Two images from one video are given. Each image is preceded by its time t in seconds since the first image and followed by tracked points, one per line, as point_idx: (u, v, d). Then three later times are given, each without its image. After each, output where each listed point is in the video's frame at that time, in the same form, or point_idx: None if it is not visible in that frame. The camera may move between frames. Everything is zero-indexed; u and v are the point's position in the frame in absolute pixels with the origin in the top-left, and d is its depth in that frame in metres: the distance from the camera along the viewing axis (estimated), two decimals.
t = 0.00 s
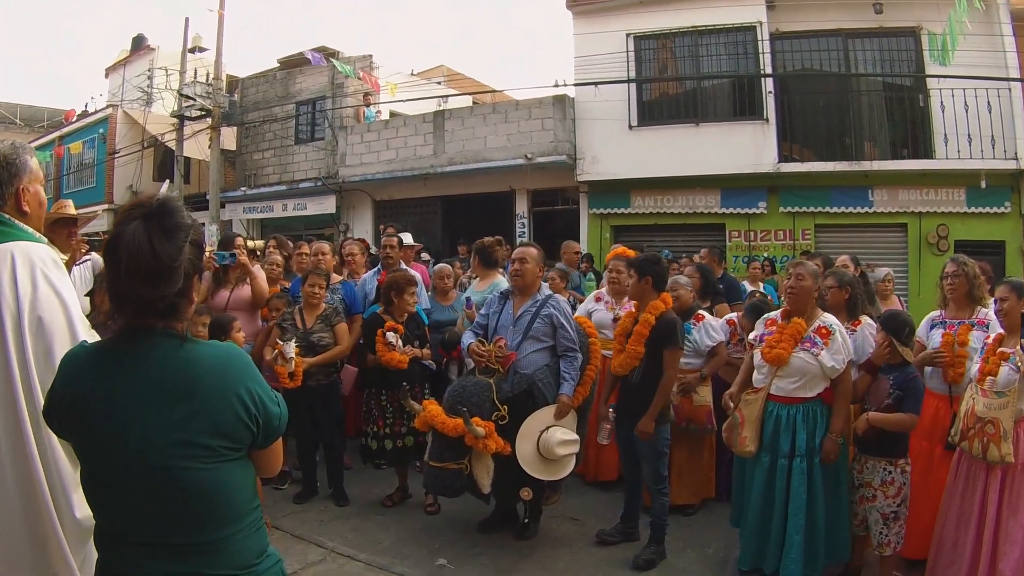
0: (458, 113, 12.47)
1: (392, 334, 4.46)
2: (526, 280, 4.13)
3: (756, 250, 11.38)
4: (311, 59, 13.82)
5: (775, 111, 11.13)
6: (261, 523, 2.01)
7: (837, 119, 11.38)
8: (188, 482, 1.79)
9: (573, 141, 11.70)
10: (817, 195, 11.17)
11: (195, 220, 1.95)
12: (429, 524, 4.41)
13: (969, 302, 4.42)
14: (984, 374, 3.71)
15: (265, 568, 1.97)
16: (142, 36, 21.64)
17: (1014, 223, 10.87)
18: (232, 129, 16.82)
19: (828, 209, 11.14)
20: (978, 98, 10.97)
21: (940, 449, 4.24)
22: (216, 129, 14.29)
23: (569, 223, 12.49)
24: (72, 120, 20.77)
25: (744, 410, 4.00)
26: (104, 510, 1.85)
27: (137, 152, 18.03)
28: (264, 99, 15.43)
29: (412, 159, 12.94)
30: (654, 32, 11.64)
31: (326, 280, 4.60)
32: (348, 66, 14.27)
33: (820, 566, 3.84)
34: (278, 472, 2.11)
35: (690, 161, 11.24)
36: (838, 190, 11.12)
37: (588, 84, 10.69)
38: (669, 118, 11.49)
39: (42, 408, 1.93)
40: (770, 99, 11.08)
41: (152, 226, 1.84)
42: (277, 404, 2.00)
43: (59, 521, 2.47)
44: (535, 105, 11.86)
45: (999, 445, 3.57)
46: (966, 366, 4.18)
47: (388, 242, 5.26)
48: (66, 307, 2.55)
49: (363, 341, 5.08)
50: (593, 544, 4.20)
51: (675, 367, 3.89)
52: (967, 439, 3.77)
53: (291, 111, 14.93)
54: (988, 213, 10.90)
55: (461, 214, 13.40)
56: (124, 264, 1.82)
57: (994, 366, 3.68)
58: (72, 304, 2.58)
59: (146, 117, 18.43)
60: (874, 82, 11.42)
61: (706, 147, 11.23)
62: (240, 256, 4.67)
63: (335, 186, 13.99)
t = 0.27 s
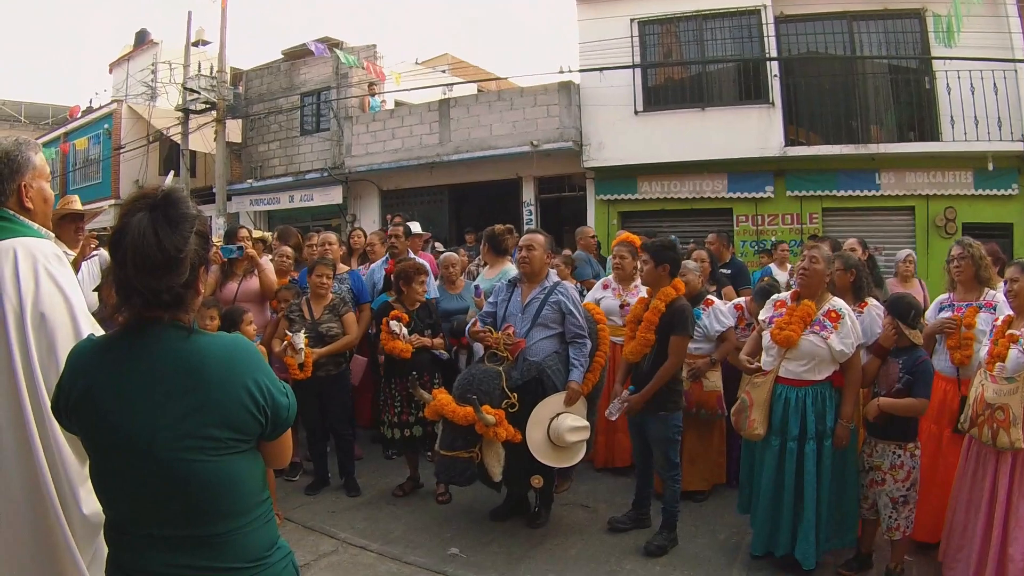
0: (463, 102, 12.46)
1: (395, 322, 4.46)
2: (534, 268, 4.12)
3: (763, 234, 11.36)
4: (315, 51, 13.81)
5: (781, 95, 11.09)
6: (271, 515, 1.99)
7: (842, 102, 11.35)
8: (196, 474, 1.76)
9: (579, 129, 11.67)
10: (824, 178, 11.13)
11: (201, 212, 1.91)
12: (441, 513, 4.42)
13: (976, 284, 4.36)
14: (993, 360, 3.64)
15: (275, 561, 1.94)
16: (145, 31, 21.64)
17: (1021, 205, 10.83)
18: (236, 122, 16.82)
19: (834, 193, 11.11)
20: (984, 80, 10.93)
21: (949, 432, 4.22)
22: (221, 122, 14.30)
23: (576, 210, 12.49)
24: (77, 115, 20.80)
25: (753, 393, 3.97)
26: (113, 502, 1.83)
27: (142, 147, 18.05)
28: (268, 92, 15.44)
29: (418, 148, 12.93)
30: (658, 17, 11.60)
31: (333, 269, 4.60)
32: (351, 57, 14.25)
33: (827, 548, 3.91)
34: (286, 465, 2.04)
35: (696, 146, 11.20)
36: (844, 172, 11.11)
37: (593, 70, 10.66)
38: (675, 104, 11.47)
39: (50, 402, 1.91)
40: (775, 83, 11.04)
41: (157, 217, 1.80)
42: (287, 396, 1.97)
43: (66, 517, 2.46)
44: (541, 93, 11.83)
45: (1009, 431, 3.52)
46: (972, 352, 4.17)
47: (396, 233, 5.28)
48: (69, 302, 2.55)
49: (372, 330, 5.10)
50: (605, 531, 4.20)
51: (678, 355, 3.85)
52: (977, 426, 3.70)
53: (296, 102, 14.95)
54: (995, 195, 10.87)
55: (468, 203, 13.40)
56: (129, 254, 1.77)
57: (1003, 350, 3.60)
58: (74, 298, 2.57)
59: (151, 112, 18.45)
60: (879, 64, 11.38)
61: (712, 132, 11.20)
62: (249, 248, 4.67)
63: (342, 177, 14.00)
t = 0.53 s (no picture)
0: (473, 102, 12.48)
1: (406, 322, 4.49)
2: (545, 267, 4.13)
3: (774, 233, 11.35)
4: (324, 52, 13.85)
5: (791, 94, 11.06)
6: (283, 516, 1.98)
7: (853, 101, 11.32)
8: (208, 476, 1.76)
9: (590, 128, 11.67)
10: (834, 176, 11.11)
11: (213, 212, 1.92)
12: (452, 513, 4.42)
13: (987, 281, 4.33)
14: (1006, 361, 3.57)
15: (287, 562, 1.94)
16: (155, 32, 21.71)
17: None
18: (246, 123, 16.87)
19: (845, 191, 11.09)
20: (994, 78, 10.90)
21: (959, 431, 4.20)
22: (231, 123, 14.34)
23: (587, 210, 12.49)
24: (87, 118, 20.89)
25: (763, 392, 3.96)
26: (126, 502, 1.84)
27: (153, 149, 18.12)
28: (278, 93, 15.48)
29: (428, 148, 12.94)
30: (668, 16, 11.60)
31: (342, 270, 4.62)
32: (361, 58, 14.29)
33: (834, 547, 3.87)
34: (298, 466, 2.06)
35: (706, 146, 11.20)
36: (855, 171, 11.08)
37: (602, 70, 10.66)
38: (684, 103, 11.46)
39: (63, 404, 1.92)
40: (785, 82, 11.03)
41: (169, 219, 1.81)
42: (299, 397, 1.96)
43: (74, 518, 2.48)
44: (551, 93, 11.84)
45: (1023, 436, 3.42)
46: (982, 346, 4.11)
47: (407, 233, 5.30)
48: (77, 305, 2.56)
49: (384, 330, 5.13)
50: (617, 531, 4.20)
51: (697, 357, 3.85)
52: (991, 433, 3.59)
53: (306, 103, 14.98)
54: (1006, 194, 10.84)
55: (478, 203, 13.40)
56: (141, 255, 1.78)
57: (1015, 350, 3.54)
58: (82, 300, 2.58)
59: (161, 113, 18.52)
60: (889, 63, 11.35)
61: (721, 131, 11.18)
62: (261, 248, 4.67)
63: (352, 178, 14.03)
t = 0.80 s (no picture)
0: (486, 105, 12.50)
1: (422, 325, 4.52)
2: (559, 271, 4.14)
3: (787, 237, 11.33)
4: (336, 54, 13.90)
5: (804, 96, 11.04)
6: (298, 518, 1.98)
7: (867, 104, 11.29)
8: (224, 479, 1.77)
9: (602, 131, 11.68)
10: (847, 180, 11.08)
11: (229, 215, 1.92)
12: (466, 516, 4.43)
13: (999, 284, 4.29)
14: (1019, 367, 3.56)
15: (301, 565, 1.93)
16: (168, 35, 21.84)
17: None
18: (259, 125, 16.94)
19: (858, 195, 11.05)
20: (1007, 80, 10.86)
21: (973, 436, 4.21)
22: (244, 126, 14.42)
23: (600, 212, 12.48)
24: (101, 120, 21.03)
25: (778, 395, 3.96)
26: (141, 505, 1.84)
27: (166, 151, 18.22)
28: (291, 95, 15.55)
29: (442, 151, 12.97)
30: (680, 19, 11.59)
31: (355, 273, 4.63)
32: (374, 61, 14.33)
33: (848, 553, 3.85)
34: (315, 469, 2.07)
35: (718, 149, 11.19)
36: (869, 174, 11.05)
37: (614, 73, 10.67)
38: (696, 106, 11.45)
39: (79, 405, 1.93)
40: (799, 84, 11.00)
41: (185, 221, 1.81)
42: (314, 400, 1.95)
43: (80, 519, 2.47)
44: (564, 96, 11.86)
45: None
46: (996, 350, 4.08)
47: (423, 235, 5.34)
48: (87, 307, 2.57)
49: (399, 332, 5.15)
50: (631, 534, 4.20)
51: (709, 361, 3.83)
52: (1006, 439, 3.61)
53: (319, 106, 15.04)
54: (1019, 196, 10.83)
55: (491, 206, 13.41)
56: (158, 258, 1.79)
57: None
58: (93, 301, 2.58)
59: (175, 115, 18.61)
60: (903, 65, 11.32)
61: (733, 133, 11.17)
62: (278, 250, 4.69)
63: (365, 181, 14.07)
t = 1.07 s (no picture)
0: (484, 109, 12.51)
1: (421, 330, 4.53)
2: (557, 276, 4.13)
3: (786, 239, 11.33)
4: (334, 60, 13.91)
5: (802, 98, 11.05)
6: (297, 524, 1.98)
7: (864, 105, 11.29)
8: (224, 486, 1.76)
9: (600, 134, 11.69)
10: (845, 182, 11.08)
11: (228, 223, 1.91)
12: (465, 521, 4.42)
13: (995, 284, 4.29)
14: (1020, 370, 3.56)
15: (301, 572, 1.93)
16: (166, 42, 21.85)
17: None
18: (257, 131, 16.96)
19: (856, 196, 11.05)
20: (1004, 80, 10.86)
21: (972, 437, 4.21)
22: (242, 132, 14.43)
23: (599, 216, 12.48)
24: (99, 127, 21.04)
25: (777, 398, 3.96)
26: (140, 513, 1.84)
27: (164, 158, 18.22)
28: (289, 101, 15.56)
29: (440, 156, 12.98)
30: (677, 22, 11.60)
31: (354, 279, 4.63)
32: (371, 66, 14.34)
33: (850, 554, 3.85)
34: (314, 475, 2.06)
35: (716, 151, 11.20)
36: (867, 175, 11.05)
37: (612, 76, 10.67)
38: (694, 108, 11.45)
39: (76, 413, 1.92)
40: (796, 86, 11.02)
41: (184, 229, 1.81)
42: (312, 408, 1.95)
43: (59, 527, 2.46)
44: (562, 100, 11.86)
45: None
46: (992, 350, 4.08)
47: (420, 240, 5.32)
48: (60, 314, 2.49)
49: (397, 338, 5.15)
50: (631, 538, 4.20)
51: (710, 363, 3.80)
52: (1009, 443, 3.58)
53: (317, 112, 15.05)
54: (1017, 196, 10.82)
55: (489, 210, 13.41)
56: (157, 265, 1.78)
57: None
58: (68, 309, 2.51)
59: (172, 122, 18.58)
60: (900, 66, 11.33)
61: (731, 135, 11.18)
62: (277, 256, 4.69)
63: (364, 186, 14.07)
